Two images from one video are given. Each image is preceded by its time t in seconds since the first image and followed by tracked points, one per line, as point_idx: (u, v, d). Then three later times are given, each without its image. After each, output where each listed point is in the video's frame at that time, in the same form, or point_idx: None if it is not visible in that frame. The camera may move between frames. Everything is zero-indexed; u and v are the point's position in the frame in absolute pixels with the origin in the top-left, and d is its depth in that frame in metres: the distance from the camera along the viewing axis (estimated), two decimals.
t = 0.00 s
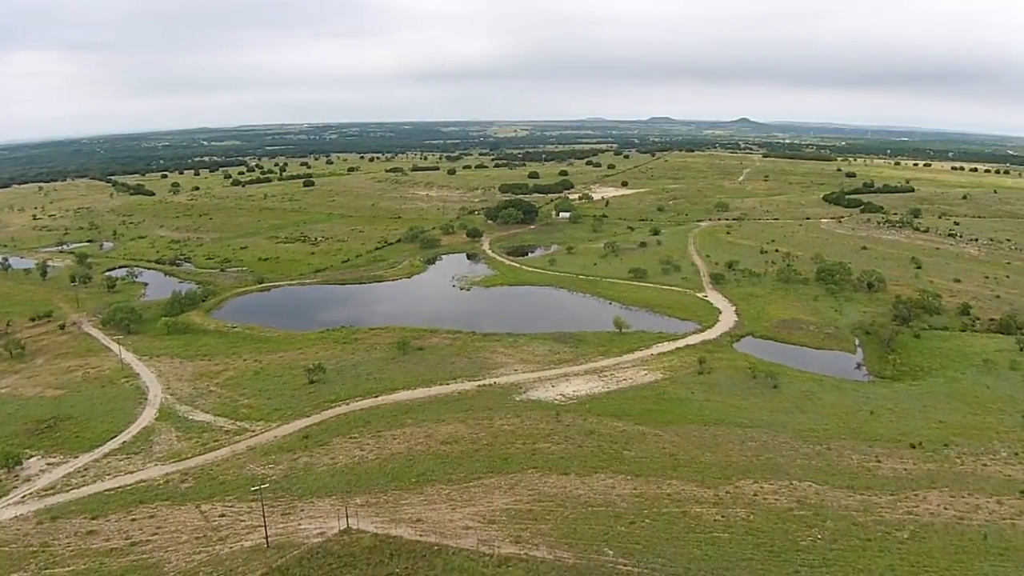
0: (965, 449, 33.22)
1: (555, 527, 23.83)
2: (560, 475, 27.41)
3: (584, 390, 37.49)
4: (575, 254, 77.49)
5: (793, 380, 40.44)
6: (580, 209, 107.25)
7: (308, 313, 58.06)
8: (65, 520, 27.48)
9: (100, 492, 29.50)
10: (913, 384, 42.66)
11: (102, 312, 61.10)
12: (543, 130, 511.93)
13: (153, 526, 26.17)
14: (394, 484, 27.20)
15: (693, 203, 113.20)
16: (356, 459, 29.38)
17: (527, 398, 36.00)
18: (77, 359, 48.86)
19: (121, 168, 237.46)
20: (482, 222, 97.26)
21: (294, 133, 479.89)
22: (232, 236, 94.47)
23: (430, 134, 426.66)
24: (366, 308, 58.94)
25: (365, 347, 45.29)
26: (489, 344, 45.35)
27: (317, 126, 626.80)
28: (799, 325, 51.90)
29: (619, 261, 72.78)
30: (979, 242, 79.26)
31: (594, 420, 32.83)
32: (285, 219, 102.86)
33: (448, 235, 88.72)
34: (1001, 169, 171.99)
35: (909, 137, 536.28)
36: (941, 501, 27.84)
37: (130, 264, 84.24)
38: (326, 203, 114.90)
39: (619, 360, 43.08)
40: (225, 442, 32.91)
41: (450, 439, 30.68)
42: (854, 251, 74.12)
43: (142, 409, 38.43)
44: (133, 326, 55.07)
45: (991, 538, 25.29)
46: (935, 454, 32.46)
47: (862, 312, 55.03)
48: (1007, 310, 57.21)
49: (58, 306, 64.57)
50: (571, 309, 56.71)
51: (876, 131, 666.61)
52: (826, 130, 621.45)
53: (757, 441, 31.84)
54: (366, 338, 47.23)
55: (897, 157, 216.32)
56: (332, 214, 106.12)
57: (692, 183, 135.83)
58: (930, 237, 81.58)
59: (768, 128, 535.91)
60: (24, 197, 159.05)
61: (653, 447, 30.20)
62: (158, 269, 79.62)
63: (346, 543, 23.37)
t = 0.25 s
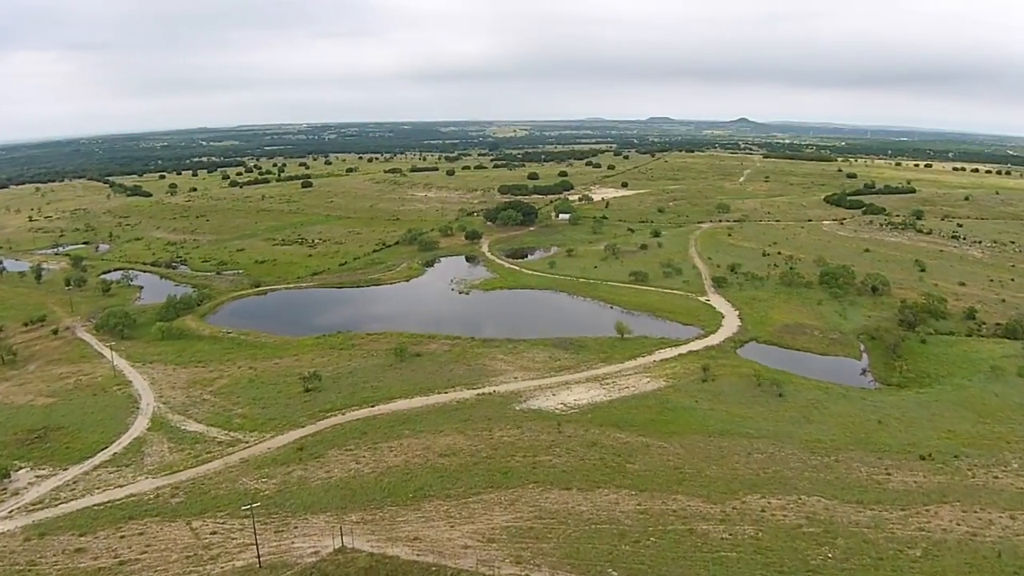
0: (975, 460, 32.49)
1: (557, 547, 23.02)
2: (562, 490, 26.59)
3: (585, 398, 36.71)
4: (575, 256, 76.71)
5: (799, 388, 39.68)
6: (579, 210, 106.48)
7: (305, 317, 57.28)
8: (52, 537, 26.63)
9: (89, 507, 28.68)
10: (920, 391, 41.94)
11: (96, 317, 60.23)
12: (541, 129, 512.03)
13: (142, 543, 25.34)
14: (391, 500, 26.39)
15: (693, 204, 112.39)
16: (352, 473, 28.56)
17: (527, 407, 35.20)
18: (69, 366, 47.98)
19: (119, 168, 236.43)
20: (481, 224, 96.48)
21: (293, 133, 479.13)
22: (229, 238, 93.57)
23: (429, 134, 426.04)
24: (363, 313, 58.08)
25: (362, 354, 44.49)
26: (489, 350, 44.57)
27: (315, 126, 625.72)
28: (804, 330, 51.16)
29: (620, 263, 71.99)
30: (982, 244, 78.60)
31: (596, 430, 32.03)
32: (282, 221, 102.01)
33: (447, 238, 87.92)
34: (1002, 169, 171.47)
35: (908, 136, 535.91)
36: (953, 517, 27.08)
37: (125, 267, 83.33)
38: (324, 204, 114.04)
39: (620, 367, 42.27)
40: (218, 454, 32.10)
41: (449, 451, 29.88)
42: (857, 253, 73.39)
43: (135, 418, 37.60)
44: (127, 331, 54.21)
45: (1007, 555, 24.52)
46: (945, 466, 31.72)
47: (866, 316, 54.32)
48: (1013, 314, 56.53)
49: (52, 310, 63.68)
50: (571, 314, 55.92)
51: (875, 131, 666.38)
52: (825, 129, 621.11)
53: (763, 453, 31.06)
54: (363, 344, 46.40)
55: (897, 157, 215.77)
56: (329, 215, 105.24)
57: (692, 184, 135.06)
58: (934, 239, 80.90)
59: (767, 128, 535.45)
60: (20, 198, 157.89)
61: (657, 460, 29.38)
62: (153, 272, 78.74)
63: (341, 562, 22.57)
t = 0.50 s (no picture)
0: (986, 471, 31.78)
1: (560, 565, 22.29)
2: (564, 504, 25.85)
3: (587, 407, 36.00)
4: (576, 259, 76.00)
5: (804, 395, 38.97)
6: (580, 212, 105.80)
7: (302, 321, 56.60)
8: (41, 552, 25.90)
9: (80, 521, 27.95)
10: (927, 398, 41.24)
11: (91, 321, 59.49)
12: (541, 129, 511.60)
13: (133, 560, 24.60)
14: (389, 514, 25.69)
15: (694, 205, 111.66)
16: (349, 486, 27.85)
17: (528, 416, 34.49)
18: (63, 371, 47.26)
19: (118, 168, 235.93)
20: (481, 226, 95.78)
21: (292, 132, 477.92)
22: (226, 240, 92.87)
23: (429, 134, 425.30)
24: (361, 317, 57.35)
25: (359, 360, 43.77)
26: (489, 356, 43.85)
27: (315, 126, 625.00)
28: (808, 335, 50.44)
29: (622, 266, 71.28)
30: (987, 247, 77.91)
31: (598, 441, 31.32)
32: (280, 222, 101.33)
33: (446, 239, 87.22)
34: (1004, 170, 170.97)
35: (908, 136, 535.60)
36: (966, 531, 26.36)
37: (123, 269, 82.64)
38: (322, 206, 113.35)
39: (623, 373, 41.54)
40: (213, 465, 31.39)
41: (448, 463, 29.17)
42: (861, 256, 72.68)
43: (128, 426, 36.88)
44: (122, 336, 53.47)
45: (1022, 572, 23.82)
46: (955, 477, 31.01)
47: (871, 321, 53.63)
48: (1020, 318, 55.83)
49: (47, 314, 62.94)
50: (573, 318, 55.18)
51: (875, 131, 666.18)
52: (826, 129, 620.75)
53: (770, 464, 30.33)
54: (361, 349, 45.67)
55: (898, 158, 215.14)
56: (328, 217, 104.52)
57: (693, 185, 134.38)
58: (938, 241, 80.22)
59: (767, 128, 535.00)
60: (18, 199, 157.24)
61: (662, 473, 28.67)
62: (150, 274, 78.05)
63: None
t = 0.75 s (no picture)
0: (999, 484, 30.91)
1: None
2: (567, 522, 25.00)
3: (589, 417, 35.14)
4: (577, 262, 75.14)
5: (811, 404, 38.11)
6: (581, 214, 104.94)
7: (300, 328, 55.84)
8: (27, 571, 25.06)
9: (68, 537, 27.12)
10: (936, 406, 40.37)
11: (86, 326, 58.71)
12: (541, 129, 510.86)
13: None
14: (385, 532, 24.84)
15: (697, 207, 110.78)
16: (345, 502, 26.99)
17: (529, 427, 33.64)
18: (56, 379, 46.46)
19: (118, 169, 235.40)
20: (481, 228, 94.93)
21: (293, 133, 477.21)
22: (224, 243, 92.08)
23: (430, 135, 424.96)
24: (360, 323, 56.52)
25: (357, 367, 42.94)
26: (489, 363, 43.02)
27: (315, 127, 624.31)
28: (814, 341, 49.58)
29: (624, 270, 70.40)
30: (993, 250, 76.99)
31: (602, 453, 30.47)
32: (279, 225, 100.53)
33: (446, 242, 86.37)
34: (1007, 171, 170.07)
35: (909, 137, 534.65)
36: (981, 549, 25.49)
37: (120, 272, 81.88)
38: (322, 208, 112.51)
39: (626, 382, 40.67)
40: (205, 478, 30.56)
41: (447, 477, 28.33)
42: (866, 259, 71.82)
43: (120, 436, 36.08)
44: (117, 342, 52.67)
45: None
46: (968, 491, 30.14)
47: (878, 326, 52.76)
48: None
49: (41, 319, 62.13)
50: (574, 324, 54.34)
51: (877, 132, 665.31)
52: (827, 130, 619.86)
53: (779, 478, 29.49)
54: (359, 357, 44.82)
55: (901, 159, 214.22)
56: (327, 219, 103.72)
57: (695, 187, 133.51)
58: (943, 244, 79.31)
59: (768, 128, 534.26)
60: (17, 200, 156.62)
61: (667, 487, 27.81)
62: (147, 277, 77.27)
63: None
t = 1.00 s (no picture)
0: (1011, 495, 30.19)
1: None
2: (570, 539, 24.28)
3: (592, 426, 34.41)
4: (578, 265, 74.43)
5: (818, 412, 37.41)
6: (582, 214, 104.25)
7: (297, 333, 55.17)
8: None
9: (58, 552, 26.39)
10: (945, 414, 39.61)
11: (82, 330, 58.01)
12: (542, 129, 510.40)
13: None
14: (383, 548, 24.14)
15: (698, 208, 110.09)
16: (341, 516, 26.30)
17: (530, 436, 32.94)
18: (50, 385, 45.73)
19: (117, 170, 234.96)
20: (481, 230, 94.23)
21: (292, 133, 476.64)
22: (222, 245, 91.40)
23: (430, 135, 424.02)
24: (358, 327, 55.84)
25: (355, 374, 42.26)
26: (489, 369, 42.28)
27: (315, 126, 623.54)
28: (819, 346, 48.79)
29: (625, 272, 69.74)
30: (997, 252, 76.22)
31: (605, 466, 29.69)
32: (278, 226, 99.85)
33: (446, 244, 85.67)
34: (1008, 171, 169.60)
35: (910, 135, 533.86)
36: (995, 566, 24.76)
37: (116, 274, 81.15)
38: (321, 209, 111.82)
39: (628, 389, 39.93)
40: (199, 491, 29.83)
41: (447, 490, 27.62)
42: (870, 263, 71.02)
43: (114, 446, 35.38)
44: (112, 347, 51.96)
45: None
46: (979, 503, 29.42)
47: (883, 331, 51.95)
48: None
49: (36, 323, 61.41)
50: (576, 330, 53.60)
51: (877, 131, 664.80)
52: (827, 129, 619.32)
53: (786, 490, 28.77)
54: (357, 362, 44.12)
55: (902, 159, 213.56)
56: (326, 220, 102.97)
57: (696, 187, 132.83)
58: (947, 246, 78.55)
59: (768, 129, 534.21)
60: (15, 201, 155.93)
61: (672, 501, 27.09)
62: (144, 280, 76.56)
63: None
